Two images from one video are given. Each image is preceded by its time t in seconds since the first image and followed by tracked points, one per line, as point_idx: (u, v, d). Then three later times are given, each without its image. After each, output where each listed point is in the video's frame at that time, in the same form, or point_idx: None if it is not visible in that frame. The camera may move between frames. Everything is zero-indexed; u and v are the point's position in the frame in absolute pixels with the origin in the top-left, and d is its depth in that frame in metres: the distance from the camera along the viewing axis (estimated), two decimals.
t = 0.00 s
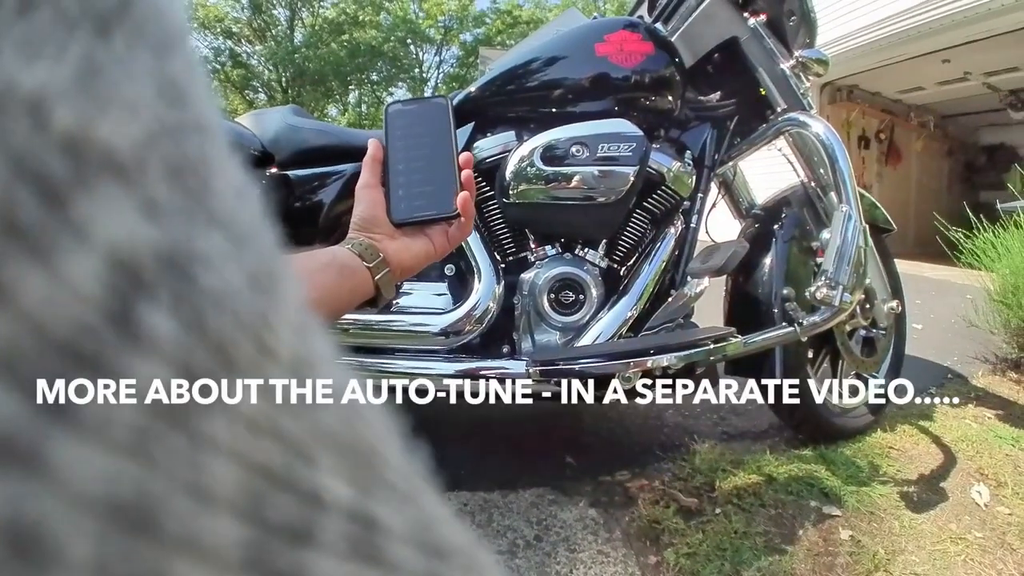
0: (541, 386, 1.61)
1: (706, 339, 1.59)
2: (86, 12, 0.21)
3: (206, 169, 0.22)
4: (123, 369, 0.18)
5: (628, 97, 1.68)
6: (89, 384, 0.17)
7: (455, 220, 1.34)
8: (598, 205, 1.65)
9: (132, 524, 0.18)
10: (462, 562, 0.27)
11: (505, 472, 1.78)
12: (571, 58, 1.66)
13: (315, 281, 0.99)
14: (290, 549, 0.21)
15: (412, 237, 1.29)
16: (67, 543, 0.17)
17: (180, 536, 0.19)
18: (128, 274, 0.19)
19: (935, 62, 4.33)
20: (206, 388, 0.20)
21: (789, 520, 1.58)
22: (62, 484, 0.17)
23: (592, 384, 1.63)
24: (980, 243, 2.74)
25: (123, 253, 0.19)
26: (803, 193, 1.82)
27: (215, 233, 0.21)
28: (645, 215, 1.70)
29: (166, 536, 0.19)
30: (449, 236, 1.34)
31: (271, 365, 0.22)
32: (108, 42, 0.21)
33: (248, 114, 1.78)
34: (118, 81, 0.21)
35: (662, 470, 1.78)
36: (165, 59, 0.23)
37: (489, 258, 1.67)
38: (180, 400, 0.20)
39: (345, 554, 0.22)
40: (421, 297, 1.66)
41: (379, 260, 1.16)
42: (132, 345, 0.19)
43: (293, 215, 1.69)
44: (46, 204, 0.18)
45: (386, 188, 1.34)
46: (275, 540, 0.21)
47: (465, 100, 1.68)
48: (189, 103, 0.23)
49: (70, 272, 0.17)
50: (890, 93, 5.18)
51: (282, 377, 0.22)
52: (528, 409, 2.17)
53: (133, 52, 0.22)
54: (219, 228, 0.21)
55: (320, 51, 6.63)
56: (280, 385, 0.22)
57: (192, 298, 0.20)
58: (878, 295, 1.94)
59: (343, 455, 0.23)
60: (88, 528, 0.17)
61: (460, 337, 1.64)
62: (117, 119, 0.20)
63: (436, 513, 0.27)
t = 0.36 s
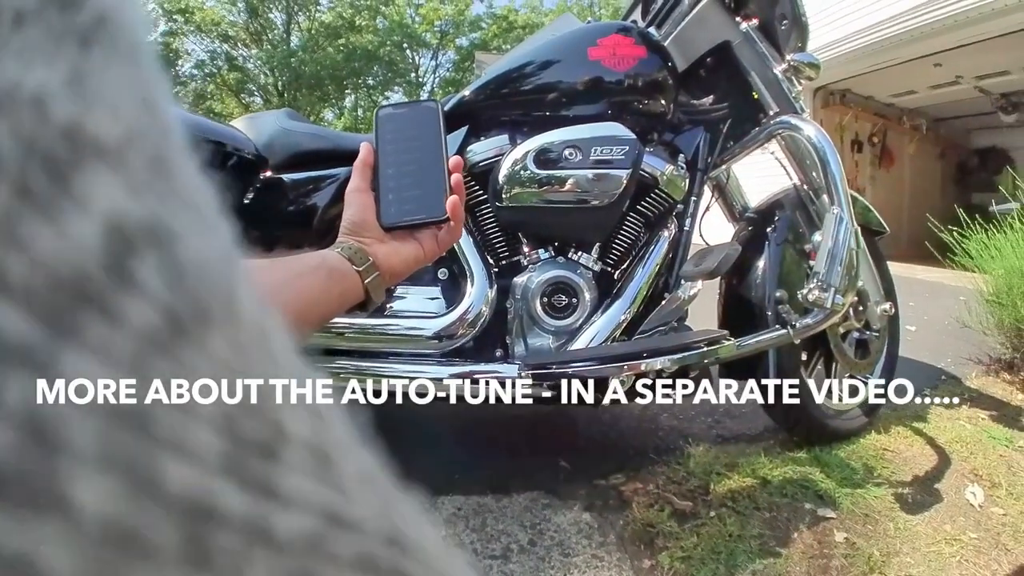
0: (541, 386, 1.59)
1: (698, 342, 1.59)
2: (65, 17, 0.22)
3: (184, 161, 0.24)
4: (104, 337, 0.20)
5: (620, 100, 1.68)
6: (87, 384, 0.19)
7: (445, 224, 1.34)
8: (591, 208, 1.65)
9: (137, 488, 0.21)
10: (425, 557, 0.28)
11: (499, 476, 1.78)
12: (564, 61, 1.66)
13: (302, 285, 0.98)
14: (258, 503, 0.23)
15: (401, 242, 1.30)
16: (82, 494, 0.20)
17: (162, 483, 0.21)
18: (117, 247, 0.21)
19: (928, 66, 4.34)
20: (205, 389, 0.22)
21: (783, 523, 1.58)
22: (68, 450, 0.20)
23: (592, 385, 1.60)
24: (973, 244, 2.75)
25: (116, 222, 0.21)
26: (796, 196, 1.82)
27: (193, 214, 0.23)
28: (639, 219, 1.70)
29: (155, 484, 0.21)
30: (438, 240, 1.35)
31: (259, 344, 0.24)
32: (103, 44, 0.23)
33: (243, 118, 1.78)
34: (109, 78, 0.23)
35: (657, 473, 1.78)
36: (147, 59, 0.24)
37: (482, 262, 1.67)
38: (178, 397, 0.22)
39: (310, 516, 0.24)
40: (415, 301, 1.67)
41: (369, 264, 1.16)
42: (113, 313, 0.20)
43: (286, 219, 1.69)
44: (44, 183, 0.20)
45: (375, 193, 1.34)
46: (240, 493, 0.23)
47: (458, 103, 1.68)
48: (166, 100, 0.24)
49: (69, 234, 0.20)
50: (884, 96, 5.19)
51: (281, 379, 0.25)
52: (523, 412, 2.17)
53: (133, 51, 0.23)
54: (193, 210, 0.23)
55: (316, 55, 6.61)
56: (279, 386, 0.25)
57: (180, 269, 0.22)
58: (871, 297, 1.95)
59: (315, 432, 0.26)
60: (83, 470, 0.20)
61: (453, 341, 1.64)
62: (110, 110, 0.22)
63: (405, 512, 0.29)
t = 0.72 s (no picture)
0: (541, 387, 1.58)
1: (693, 345, 1.59)
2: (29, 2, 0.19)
3: (163, 147, 0.21)
4: (70, 321, 0.18)
5: (614, 103, 1.68)
6: (88, 383, 0.17)
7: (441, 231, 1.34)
8: (585, 212, 1.65)
9: (100, 463, 0.18)
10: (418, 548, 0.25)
11: (495, 481, 1.78)
12: (558, 65, 1.66)
13: (297, 287, 0.98)
14: (230, 479, 0.20)
15: (397, 248, 1.28)
16: (37, 475, 0.17)
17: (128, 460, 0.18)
18: (86, 232, 0.18)
19: (919, 70, 4.36)
20: (207, 387, 0.20)
21: (780, 527, 1.58)
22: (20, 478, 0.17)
23: (592, 385, 1.58)
24: (967, 246, 2.75)
25: (86, 204, 0.18)
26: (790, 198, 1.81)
27: (170, 199, 0.20)
28: (633, 222, 1.70)
29: (120, 461, 0.18)
30: (436, 246, 1.33)
31: (236, 325, 0.21)
32: (73, 32, 0.20)
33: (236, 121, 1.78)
34: (76, 63, 0.20)
35: (652, 477, 1.77)
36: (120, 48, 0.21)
37: (476, 267, 1.67)
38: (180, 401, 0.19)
39: (290, 491, 0.21)
40: (408, 306, 1.66)
41: (364, 269, 1.16)
42: (79, 295, 0.18)
43: (279, 223, 1.68)
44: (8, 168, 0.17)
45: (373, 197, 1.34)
46: (213, 467, 0.20)
47: (453, 106, 1.68)
48: (139, 87, 0.21)
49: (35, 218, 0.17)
50: (877, 99, 5.21)
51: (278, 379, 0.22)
52: (519, 416, 2.16)
53: (109, 37, 0.21)
54: (166, 193, 0.20)
55: (311, 60, 6.63)
56: (279, 386, 0.22)
57: (151, 246, 0.19)
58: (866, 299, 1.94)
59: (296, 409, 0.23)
60: (39, 448, 0.17)
61: (447, 345, 1.64)
62: (81, 94, 0.19)
63: (393, 495, 0.26)
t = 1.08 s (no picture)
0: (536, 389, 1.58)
1: (687, 348, 1.60)
2: None
3: (127, 200, 0.21)
4: (56, 349, 0.18)
5: (608, 108, 1.69)
6: (89, 383, 0.18)
7: (434, 233, 1.33)
8: (580, 216, 1.66)
9: (85, 461, 0.18)
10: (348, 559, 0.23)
11: (491, 483, 1.78)
12: (555, 70, 1.67)
13: (285, 293, 0.98)
14: (186, 484, 0.20)
15: (391, 251, 1.27)
16: (42, 472, 0.18)
17: (107, 464, 0.19)
18: (59, 278, 0.18)
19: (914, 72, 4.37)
20: (204, 388, 0.22)
21: (775, 528, 1.58)
22: (37, 487, 0.18)
23: (593, 385, 1.58)
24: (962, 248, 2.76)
25: (62, 253, 0.18)
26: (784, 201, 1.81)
27: (128, 249, 0.20)
28: (627, 226, 1.71)
29: (101, 462, 0.19)
30: (428, 250, 1.32)
31: (185, 367, 0.22)
32: (39, 91, 0.20)
33: (231, 125, 1.78)
34: (38, 125, 0.20)
35: (648, 479, 1.78)
36: (80, 106, 0.21)
37: (470, 270, 1.68)
38: (180, 399, 0.21)
39: (236, 494, 0.21)
40: (404, 309, 1.67)
41: (358, 272, 1.16)
42: (62, 334, 0.18)
43: (276, 227, 1.69)
44: None
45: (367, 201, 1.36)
46: (176, 474, 0.20)
47: (448, 111, 1.69)
48: (101, 141, 0.21)
49: (20, 265, 0.17)
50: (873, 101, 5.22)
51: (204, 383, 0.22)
52: (515, 418, 2.16)
53: (72, 97, 0.21)
54: (125, 245, 0.20)
55: (309, 62, 6.61)
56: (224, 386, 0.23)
57: (117, 291, 0.19)
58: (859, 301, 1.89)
59: (235, 421, 0.22)
60: (46, 449, 0.18)
61: (442, 348, 1.65)
62: (48, 152, 0.19)
63: (318, 499, 0.25)
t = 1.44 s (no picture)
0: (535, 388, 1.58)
1: (686, 347, 1.60)
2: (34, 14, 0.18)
3: (160, 161, 0.20)
4: (78, 312, 0.17)
5: (607, 108, 1.69)
6: (89, 383, 0.16)
7: (436, 233, 1.34)
8: (580, 216, 1.67)
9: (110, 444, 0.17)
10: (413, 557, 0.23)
11: (490, 482, 1.79)
12: (553, 71, 1.68)
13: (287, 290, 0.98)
14: (228, 461, 0.19)
15: (393, 250, 1.29)
16: (54, 447, 0.17)
17: (137, 443, 0.18)
18: (88, 233, 0.17)
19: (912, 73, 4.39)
20: (207, 388, 0.19)
21: (773, 527, 1.59)
22: (45, 465, 0.16)
23: (592, 384, 1.59)
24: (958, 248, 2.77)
25: (91, 206, 0.17)
26: (781, 202, 1.84)
27: (166, 205, 0.19)
28: (626, 226, 1.71)
29: (132, 441, 0.18)
30: (430, 250, 1.33)
31: (227, 325, 0.20)
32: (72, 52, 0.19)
33: (230, 125, 1.78)
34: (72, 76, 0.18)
35: (646, 478, 1.78)
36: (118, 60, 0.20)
37: (470, 271, 1.68)
38: (180, 400, 0.19)
39: (286, 474, 0.20)
40: (403, 309, 1.67)
41: (359, 271, 1.17)
42: (89, 294, 0.17)
43: (275, 227, 1.69)
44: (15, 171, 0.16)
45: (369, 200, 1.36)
46: (215, 452, 0.19)
47: (447, 111, 1.70)
48: (136, 99, 0.20)
49: (46, 220, 0.17)
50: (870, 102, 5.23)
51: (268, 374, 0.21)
52: (514, 417, 2.17)
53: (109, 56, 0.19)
54: (162, 198, 0.19)
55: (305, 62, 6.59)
56: (282, 388, 0.21)
57: (151, 249, 0.18)
58: (857, 300, 1.86)
59: (286, 394, 0.21)
60: (60, 432, 0.17)
61: (442, 348, 1.65)
62: (81, 106, 0.18)
63: (374, 474, 0.24)
